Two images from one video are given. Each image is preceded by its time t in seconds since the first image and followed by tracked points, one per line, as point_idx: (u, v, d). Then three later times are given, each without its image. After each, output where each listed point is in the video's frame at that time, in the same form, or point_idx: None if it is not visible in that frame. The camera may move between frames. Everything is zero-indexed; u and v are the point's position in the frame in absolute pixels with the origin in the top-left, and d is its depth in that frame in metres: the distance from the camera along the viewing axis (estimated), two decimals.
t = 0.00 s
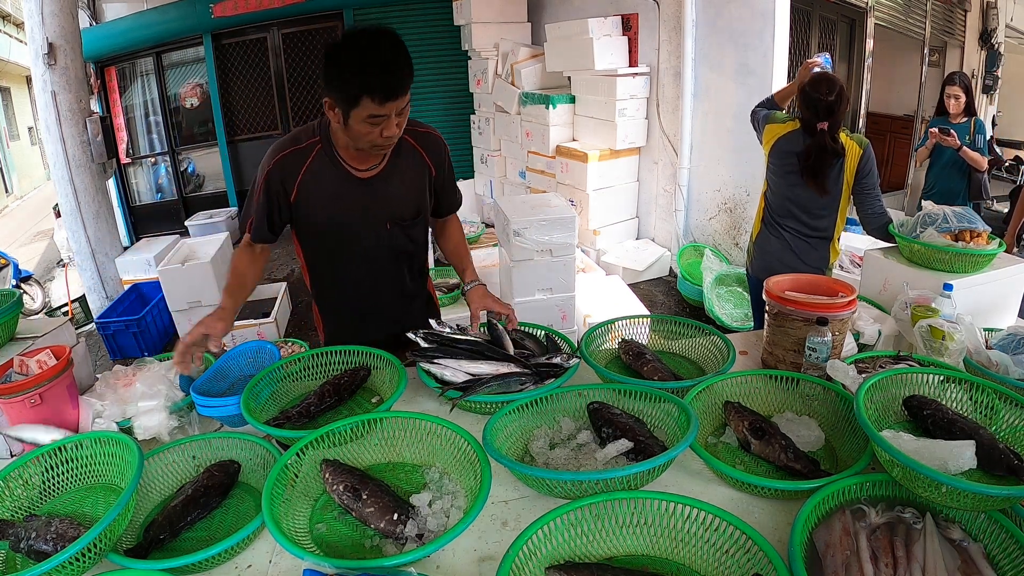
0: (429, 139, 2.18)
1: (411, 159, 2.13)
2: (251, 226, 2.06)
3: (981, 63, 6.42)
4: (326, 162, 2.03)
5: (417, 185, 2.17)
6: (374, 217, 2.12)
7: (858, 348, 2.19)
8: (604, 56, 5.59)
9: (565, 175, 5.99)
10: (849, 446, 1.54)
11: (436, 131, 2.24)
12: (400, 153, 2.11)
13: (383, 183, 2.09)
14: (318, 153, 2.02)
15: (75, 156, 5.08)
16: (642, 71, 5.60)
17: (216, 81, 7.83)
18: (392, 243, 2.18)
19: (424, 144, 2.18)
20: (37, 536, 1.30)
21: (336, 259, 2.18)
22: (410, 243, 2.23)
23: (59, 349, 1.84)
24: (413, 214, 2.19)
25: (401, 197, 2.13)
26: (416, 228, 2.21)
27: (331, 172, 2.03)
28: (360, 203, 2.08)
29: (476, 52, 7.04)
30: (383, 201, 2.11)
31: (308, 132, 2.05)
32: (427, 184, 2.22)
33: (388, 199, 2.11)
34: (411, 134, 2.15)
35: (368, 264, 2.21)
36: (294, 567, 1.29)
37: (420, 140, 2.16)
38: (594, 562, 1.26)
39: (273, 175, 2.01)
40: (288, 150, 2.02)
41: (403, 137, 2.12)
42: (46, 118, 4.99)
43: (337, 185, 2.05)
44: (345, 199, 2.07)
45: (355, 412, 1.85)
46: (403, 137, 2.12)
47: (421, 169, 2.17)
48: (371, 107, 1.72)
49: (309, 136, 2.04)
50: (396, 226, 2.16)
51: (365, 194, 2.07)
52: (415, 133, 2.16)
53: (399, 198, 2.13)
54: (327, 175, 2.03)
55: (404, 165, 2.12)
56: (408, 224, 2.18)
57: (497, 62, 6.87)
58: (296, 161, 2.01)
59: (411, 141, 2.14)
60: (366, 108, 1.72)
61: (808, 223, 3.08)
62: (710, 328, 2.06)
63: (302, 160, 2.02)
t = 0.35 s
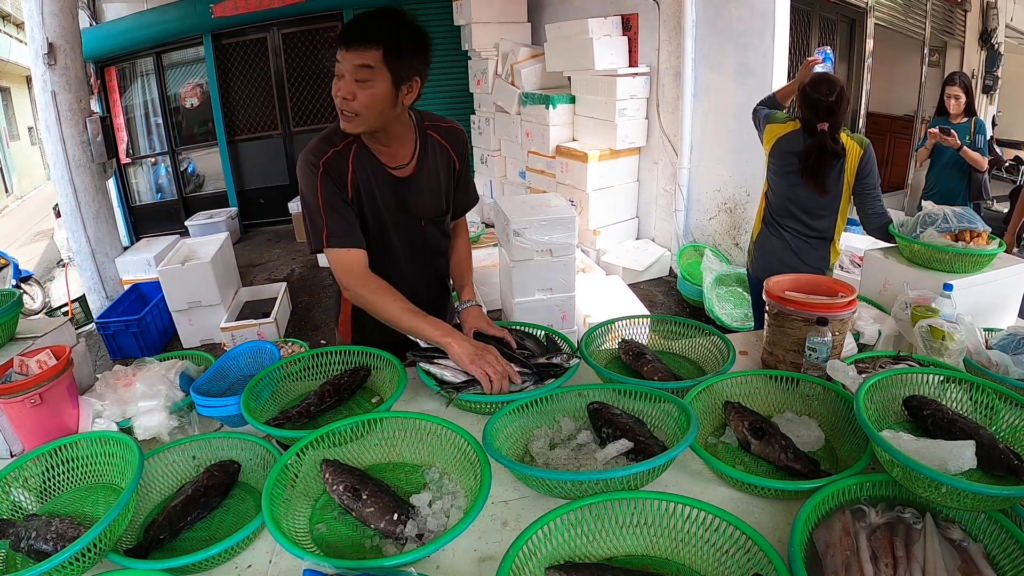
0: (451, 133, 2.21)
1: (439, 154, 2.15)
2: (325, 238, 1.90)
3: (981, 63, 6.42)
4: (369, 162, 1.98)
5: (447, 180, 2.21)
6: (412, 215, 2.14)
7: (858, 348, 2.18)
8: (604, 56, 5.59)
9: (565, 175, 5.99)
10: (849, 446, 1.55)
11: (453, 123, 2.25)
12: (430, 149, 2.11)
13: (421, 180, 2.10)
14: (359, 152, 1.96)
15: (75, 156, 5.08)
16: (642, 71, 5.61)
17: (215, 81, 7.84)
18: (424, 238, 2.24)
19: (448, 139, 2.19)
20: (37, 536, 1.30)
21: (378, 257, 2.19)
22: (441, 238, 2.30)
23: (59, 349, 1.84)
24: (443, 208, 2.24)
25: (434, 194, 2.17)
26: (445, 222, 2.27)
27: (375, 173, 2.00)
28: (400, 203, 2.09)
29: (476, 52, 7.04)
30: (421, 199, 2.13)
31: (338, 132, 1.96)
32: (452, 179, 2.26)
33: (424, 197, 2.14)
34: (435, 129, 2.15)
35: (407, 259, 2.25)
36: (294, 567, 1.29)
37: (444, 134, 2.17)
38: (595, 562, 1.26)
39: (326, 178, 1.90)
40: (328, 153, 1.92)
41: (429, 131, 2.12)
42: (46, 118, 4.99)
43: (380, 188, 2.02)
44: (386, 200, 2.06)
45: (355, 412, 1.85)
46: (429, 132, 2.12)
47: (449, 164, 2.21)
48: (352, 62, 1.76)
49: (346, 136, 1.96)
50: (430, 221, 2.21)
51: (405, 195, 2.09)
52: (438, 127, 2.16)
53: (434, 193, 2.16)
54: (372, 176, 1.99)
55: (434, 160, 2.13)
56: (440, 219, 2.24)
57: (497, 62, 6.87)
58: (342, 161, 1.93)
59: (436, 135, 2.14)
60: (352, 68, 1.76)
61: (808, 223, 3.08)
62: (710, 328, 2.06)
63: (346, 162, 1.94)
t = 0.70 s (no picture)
0: (448, 133, 2.20)
1: (435, 154, 2.15)
2: (331, 237, 1.89)
3: (981, 63, 6.43)
4: (362, 163, 1.99)
5: (444, 182, 2.21)
6: (406, 216, 2.14)
7: (858, 348, 2.19)
8: (604, 56, 5.59)
9: (565, 175, 5.99)
10: (849, 446, 1.54)
11: (450, 123, 2.25)
12: (424, 149, 2.11)
13: (416, 180, 2.10)
14: (351, 153, 1.98)
15: (75, 156, 5.08)
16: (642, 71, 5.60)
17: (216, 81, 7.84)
18: (420, 241, 2.23)
19: (445, 138, 2.19)
20: (37, 536, 1.30)
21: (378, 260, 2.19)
22: (439, 240, 2.29)
23: (59, 349, 1.84)
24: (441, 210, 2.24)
25: (430, 195, 2.17)
26: (442, 225, 2.27)
27: (369, 172, 2.00)
28: (396, 204, 2.10)
29: (476, 52, 7.04)
30: (416, 200, 2.13)
31: (331, 135, 1.99)
32: (450, 180, 2.26)
33: (420, 198, 2.14)
34: (430, 128, 2.15)
35: (403, 261, 2.24)
36: (294, 566, 1.29)
37: (439, 133, 2.17)
38: (594, 562, 1.27)
39: (318, 178, 1.91)
40: (321, 154, 1.93)
41: (423, 132, 2.12)
42: (46, 118, 4.99)
43: (374, 188, 2.03)
44: (381, 201, 2.06)
45: (355, 412, 1.85)
46: (424, 133, 2.12)
47: (446, 164, 2.20)
48: (332, 51, 1.82)
49: (339, 136, 1.98)
50: (426, 223, 2.21)
51: (400, 196, 2.09)
52: (434, 127, 2.17)
53: (429, 195, 2.16)
54: (365, 176, 2.00)
55: (429, 160, 2.13)
56: (437, 221, 2.23)
57: (497, 62, 6.87)
58: (334, 162, 1.95)
59: (432, 136, 2.14)
60: (332, 56, 1.82)
61: (807, 223, 3.08)
62: (710, 328, 2.06)
63: (339, 162, 1.95)
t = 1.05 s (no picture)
0: (444, 130, 2.20)
1: (431, 151, 2.14)
2: (325, 233, 1.89)
3: (981, 63, 6.43)
4: (357, 160, 2.00)
5: (441, 179, 2.20)
6: (403, 214, 2.13)
7: (857, 348, 2.19)
8: (604, 56, 5.59)
9: (565, 175, 5.99)
10: (849, 446, 1.54)
11: (447, 121, 2.25)
12: (420, 146, 2.10)
13: (412, 178, 2.09)
14: (345, 150, 1.98)
15: (75, 156, 5.08)
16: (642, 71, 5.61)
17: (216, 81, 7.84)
18: (416, 239, 2.22)
19: (441, 136, 2.19)
20: (37, 536, 1.30)
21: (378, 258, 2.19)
22: (435, 238, 2.27)
23: (59, 349, 1.84)
24: (438, 207, 2.22)
25: (427, 192, 2.16)
26: (440, 222, 2.25)
27: (363, 169, 2.00)
28: (391, 202, 2.09)
29: (476, 52, 7.04)
30: (413, 198, 2.12)
31: (325, 134, 2.00)
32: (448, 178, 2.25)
33: (416, 196, 2.12)
34: (426, 126, 2.15)
35: (399, 259, 2.23)
36: (294, 566, 1.29)
37: (435, 130, 2.17)
38: (594, 562, 1.27)
39: (312, 175, 1.92)
40: (314, 152, 1.95)
41: (419, 129, 2.12)
42: (46, 118, 4.99)
43: (369, 186, 2.02)
44: (376, 199, 2.06)
45: (355, 412, 1.85)
46: (419, 130, 2.12)
47: (443, 161, 2.19)
48: (325, 46, 1.83)
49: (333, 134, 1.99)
50: (423, 221, 2.19)
51: (396, 193, 2.08)
52: (430, 124, 2.16)
53: (426, 192, 2.15)
54: (360, 172, 2.00)
55: (425, 157, 2.12)
56: (434, 219, 2.22)
57: (497, 62, 6.87)
58: (328, 159, 1.96)
59: (428, 133, 2.14)
60: (323, 50, 1.83)
61: (807, 223, 3.08)
62: (710, 328, 2.06)
63: (333, 159, 1.96)
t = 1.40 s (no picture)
0: (445, 131, 2.20)
1: (430, 152, 2.14)
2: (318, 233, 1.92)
3: (981, 63, 6.43)
4: (355, 159, 2.00)
5: (440, 180, 2.19)
6: (401, 214, 2.12)
7: (857, 348, 2.19)
8: (604, 56, 5.59)
9: (565, 175, 5.99)
10: (849, 446, 1.55)
11: (448, 121, 2.25)
12: (419, 147, 2.11)
13: (411, 178, 2.09)
14: (344, 149, 1.99)
15: (75, 156, 5.08)
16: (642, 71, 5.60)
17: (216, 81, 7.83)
18: (414, 239, 2.21)
19: (441, 137, 2.19)
20: (37, 536, 1.30)
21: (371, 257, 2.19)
22: (433, 238, 2.26)
23: (59, 349, 1.84)
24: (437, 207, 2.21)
25: (426, 193, 2.15)
26: (439, 222, 2.24)
27: (360, 168, 2.01)
28: (389, 201, 2.08)
29: (476, 52, 7.04)
30: (412, 199, 2.12)
31: (325, 132, 2.01)
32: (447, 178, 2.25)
33: (415, 196, 2.12)
34: (426, 127, 2.15)
35: (396, 258, 2.22)
36: (294, 566, 1.29)
37: (435, 131, 2.17)
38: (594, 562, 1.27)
39: (308, 173, 1.93)
40: (312, 151, 1.95)
41: (419, 130, 2.12)
42: (46, 118, 4.99)
43: (366, 185, 2.02)
44: (374, 198, 2.06)
45: (355, 412, 1.85)
46: (419, 131, 2.12)
47: (442, 162, 2.19)
48: (325, 46, 1.83)
49: (332, 133, 2.00)
50: (421, 221, 2.18)
51: (394, 193, 2.08)
52: (430, 125, 2.17)
53: (425, 193, 2.14)
54: (356, 172, 2.00)
55: (424, 157, 2.12)
56: (432, 219, 2.21)
57: (497, 62, 6.87)
58: (326, 157, 1.96)
59: (427, 133, 2.14)
60: (324, 49, 1.83)
61: (807, 222, 3.08)
62: (710, 328, 2.06)
63: (330, 158, 1.97)
